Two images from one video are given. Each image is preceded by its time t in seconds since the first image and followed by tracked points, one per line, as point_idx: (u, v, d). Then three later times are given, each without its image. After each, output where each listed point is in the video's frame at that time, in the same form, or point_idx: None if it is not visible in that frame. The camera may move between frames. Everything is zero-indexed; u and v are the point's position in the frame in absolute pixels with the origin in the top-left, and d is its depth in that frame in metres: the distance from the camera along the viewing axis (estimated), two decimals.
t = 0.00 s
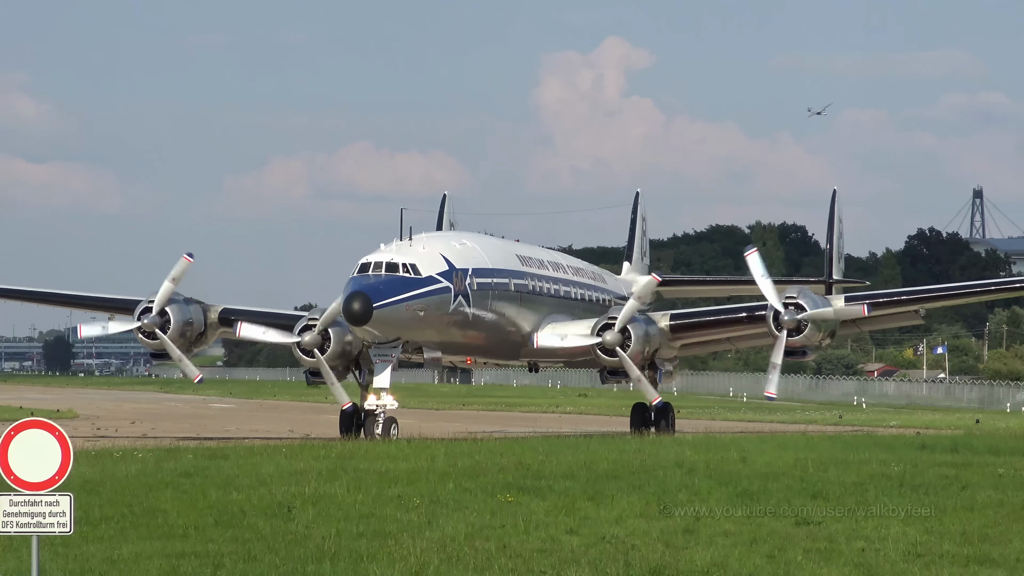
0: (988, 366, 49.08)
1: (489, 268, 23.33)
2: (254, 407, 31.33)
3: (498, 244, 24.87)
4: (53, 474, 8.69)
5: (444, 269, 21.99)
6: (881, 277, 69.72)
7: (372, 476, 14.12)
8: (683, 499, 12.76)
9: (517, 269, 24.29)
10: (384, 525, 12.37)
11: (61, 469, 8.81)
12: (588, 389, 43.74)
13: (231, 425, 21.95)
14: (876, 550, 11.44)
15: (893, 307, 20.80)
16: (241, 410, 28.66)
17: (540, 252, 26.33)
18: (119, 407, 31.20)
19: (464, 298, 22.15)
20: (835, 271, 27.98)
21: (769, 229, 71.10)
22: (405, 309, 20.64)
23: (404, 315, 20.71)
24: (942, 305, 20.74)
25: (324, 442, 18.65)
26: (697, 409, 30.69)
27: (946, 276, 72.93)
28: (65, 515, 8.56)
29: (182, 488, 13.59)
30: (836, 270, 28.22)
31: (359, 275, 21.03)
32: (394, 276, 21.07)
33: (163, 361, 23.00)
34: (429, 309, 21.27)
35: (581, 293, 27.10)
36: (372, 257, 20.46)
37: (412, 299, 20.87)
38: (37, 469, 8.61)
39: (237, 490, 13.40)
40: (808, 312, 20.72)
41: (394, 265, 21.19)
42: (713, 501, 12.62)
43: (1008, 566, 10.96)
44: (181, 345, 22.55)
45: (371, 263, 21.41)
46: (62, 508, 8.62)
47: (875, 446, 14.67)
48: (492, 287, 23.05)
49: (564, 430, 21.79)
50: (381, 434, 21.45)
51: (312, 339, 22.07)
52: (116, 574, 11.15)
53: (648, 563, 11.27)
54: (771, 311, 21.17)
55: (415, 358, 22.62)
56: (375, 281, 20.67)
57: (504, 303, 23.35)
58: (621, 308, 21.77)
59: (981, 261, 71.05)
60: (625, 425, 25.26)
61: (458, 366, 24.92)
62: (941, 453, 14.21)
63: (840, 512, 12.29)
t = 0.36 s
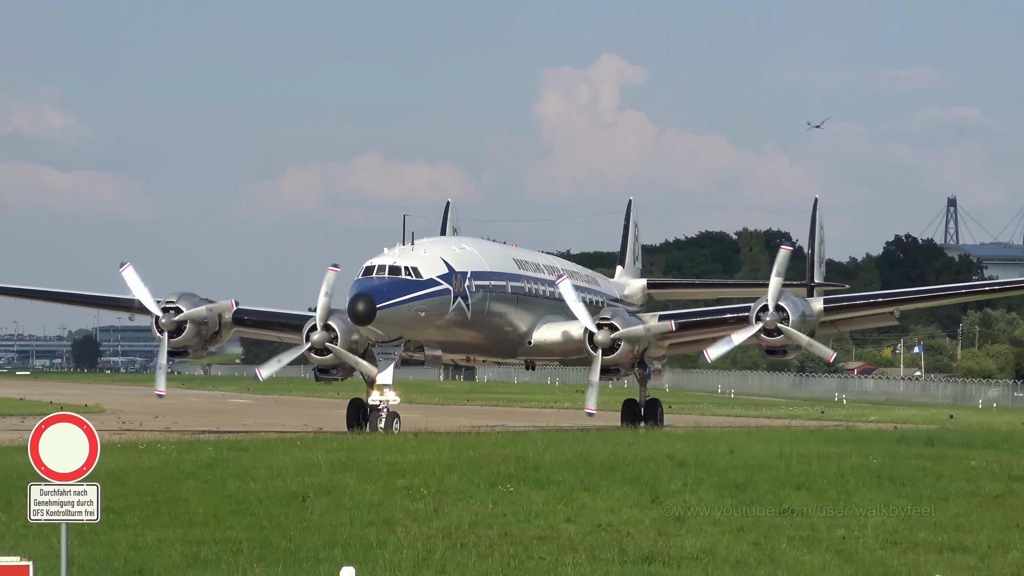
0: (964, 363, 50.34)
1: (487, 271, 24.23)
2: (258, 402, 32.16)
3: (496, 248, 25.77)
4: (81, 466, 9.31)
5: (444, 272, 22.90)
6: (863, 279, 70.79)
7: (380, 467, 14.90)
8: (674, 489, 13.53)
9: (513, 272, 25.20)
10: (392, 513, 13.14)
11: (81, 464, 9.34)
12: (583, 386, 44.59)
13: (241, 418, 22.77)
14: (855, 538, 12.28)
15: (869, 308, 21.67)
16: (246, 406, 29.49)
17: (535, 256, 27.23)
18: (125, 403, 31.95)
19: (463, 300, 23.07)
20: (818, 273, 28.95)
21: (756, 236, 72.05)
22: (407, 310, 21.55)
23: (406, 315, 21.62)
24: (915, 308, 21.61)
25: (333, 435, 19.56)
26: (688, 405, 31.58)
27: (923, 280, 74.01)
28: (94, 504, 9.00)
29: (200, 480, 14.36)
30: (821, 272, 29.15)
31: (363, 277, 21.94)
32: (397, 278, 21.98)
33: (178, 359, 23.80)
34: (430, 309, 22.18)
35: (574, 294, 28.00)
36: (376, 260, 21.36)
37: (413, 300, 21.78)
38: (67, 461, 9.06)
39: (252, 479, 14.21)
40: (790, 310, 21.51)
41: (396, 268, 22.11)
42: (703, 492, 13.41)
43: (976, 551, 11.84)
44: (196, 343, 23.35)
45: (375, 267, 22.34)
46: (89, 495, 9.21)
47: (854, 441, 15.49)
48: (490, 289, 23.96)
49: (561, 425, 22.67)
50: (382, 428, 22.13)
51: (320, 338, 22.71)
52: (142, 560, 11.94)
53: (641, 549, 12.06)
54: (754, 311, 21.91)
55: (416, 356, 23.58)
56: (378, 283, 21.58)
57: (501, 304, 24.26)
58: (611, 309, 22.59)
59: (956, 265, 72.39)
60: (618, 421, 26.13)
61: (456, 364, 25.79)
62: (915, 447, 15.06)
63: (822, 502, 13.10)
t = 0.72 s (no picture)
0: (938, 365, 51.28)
1: (488, 275, 25.06)
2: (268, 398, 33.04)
3: (496, 253, 26.57)
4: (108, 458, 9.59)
5: (447, 276, 23.75)
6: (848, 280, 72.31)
7: (391, 460, 15.71)
8: (668, 481, 14.34)
9: (513, 275, 26.03)
10: (403, 502, 13.98)
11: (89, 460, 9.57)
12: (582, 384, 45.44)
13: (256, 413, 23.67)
14: (839, 527, 13.11)
15: (849, 311, 22.65)
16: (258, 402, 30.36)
17: (535, 260, 28.07)
18: (140, 398, 32.82)
19: (465, 303, 23.94)
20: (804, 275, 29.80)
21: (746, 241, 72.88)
22: (412, 311, 22.41)
23: (410, 316, 22.51)
24: (897, 309, 22.47)
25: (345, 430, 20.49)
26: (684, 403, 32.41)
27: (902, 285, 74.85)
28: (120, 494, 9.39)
29: (220, 472, 15.19)
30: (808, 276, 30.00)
31: (369, 280, 22.78)
32: (402, 282, 22.85)
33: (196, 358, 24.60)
34: (434, 311, 23.03)
35: (572, 297, 28.85)
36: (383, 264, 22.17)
37: (417, 302, 22.65)
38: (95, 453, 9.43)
39: (270, 471, 15.04)
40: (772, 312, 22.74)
41: (402, 271, 22.96)
42: (695, 485, 14.21)
43: (952, 540, 12.71)
44: (214, 342, 24.16)
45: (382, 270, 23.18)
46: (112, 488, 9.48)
47: (837, 435, 16.32)
48: (491, 292, 24.82)
49: (559, 420, 23.58)
50: (388, 423, 22.74)
51: (331, 338, 23.58)
52: (168, 548, 12.78)
53: (637, 538, 12.88)
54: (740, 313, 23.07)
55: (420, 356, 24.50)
56: (384, 285, 22.42)
57: (502, 307, 25.11)
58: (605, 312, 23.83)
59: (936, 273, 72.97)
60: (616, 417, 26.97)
61: (459, 363, 26.67)
62: (896, 441, 15.90)
63: (808, 494, 13.92)
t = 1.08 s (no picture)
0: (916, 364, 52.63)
1: (489, 277, 26.09)
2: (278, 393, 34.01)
3: (496, 255, 27.44)
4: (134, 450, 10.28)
5: (449, 278, 24.70)
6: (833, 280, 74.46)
7: (401, 451, 16.61)
8: (663, 471, 15.22)
9: (513, 277, 27.06)
10: (413, 491, 14.86)
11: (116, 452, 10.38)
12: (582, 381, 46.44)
13: (272, 408, 24.70)
14: (823, 514, 13.98)
15: (834, 311, 23.65)
16: (270, 396, 31.35)
17: (534, 262, 29.10)
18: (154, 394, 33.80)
19: (467, 303, 24.97)
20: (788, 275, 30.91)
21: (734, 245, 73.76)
22: (416, 311, 23.49)
23: (414, 316, 23.60)
24: (880, 309, 23.45)
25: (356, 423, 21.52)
26: (680, 398, 33.37)
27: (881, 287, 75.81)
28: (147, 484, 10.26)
29: (239, 463, 16.11)
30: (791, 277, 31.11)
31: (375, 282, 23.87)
32: (406, 283, 23.94)
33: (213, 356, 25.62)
34: (437, 311, 24.09)
35: (570, 298, 29.86)
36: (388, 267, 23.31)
37: (421, 303, 23.72)
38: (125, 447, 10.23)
39: (289, 462, 15.96)
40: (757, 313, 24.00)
41: (406, 273, 24.03)
42: (688, 474, 15.08)
43: (930, 526, 13.64)
44: (231, 340, 25.11)
45: (387, 273, 24.26)
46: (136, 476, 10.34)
47: (819, 427, 17.27)
48: (492, 293, 25.86)
49: (559, 414, 24.62)
50: (393, 416, 23.77)
51: (340, 336, 24.78)
52: (193, 535, 13.67)
53: (633, 524, 13.75)
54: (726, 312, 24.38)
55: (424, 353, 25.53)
56: (389, 287, 23.54)
57: (503, 307, 26.15)
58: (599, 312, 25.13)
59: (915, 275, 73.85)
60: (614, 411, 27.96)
61: (462, 361, 27.69)
62: (877, 433, 16.84)
63: (794, 482, 14.81)
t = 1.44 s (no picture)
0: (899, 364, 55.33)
1: (491, 277, 27.26)
2: (290, 387, 35.10)
3: (497, 257, 28.62)
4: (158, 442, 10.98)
5: (452, 279, 25.93)
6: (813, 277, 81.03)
7: (412, 441, 17.59)
8: (659, 460, 16.15)
9: (514, 278, 28.22)
10: (423, 479, 15.80)
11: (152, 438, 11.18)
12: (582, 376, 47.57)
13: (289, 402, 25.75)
14: (809, 500, 14.89)
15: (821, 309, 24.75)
16: (282, 390, 32.41)
17: (534, 264, 30.29)
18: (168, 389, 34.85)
19: (469, 302, 26.14)
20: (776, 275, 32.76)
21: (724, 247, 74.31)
22: (421, 310, 24.64)
23: (420, 314, 24.76)
24: (865, 307, 24.55)
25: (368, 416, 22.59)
26: (676, 393, 34.51)
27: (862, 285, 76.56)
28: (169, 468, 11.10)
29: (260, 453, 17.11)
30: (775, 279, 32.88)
31: (383, 282, 25.09)
32: (411, 283, 25.13)
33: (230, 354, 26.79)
34: (441, 309, 25.25)
35: (569, 297, 31.02)
36: (396, 267, 24.52)
37: (426, 302, 24.89)
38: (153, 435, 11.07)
39: (305, 452, 16.94)
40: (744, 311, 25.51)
41: (412, 274, 25.22)
42: (683, 463, 16.01)
43: (910, 511, 14.58)
44: (248, 338, 26.18)
45: (394, 274, 25.48)
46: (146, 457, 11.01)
47: (804, 418, 18.26)
48: (494, 293, 27.03)
49: (561, 406, 25.69)
50: (400, 408, 24.98)
51: (350, 333, 25.95)
52: (216, 521, 14.61)
53: (630, 510, 14.66)
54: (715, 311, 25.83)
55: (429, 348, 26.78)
56: (397, 287, 24.73)
57: (504, 306, 27.31)
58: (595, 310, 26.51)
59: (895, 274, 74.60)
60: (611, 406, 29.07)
61: (465, 357, 28.82)
62: (860, 425, 17.84)
63: (782, 471, 15.74)
